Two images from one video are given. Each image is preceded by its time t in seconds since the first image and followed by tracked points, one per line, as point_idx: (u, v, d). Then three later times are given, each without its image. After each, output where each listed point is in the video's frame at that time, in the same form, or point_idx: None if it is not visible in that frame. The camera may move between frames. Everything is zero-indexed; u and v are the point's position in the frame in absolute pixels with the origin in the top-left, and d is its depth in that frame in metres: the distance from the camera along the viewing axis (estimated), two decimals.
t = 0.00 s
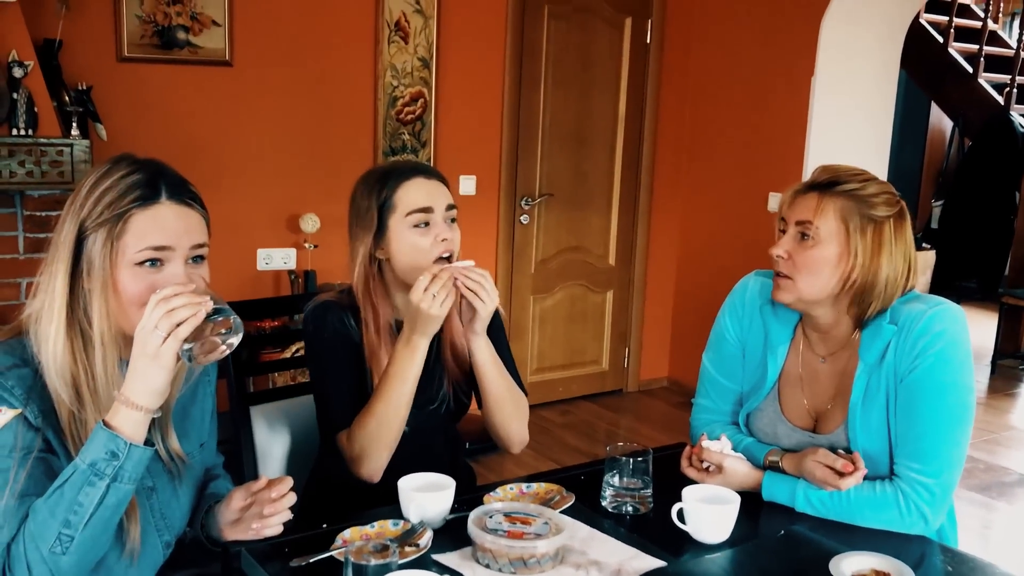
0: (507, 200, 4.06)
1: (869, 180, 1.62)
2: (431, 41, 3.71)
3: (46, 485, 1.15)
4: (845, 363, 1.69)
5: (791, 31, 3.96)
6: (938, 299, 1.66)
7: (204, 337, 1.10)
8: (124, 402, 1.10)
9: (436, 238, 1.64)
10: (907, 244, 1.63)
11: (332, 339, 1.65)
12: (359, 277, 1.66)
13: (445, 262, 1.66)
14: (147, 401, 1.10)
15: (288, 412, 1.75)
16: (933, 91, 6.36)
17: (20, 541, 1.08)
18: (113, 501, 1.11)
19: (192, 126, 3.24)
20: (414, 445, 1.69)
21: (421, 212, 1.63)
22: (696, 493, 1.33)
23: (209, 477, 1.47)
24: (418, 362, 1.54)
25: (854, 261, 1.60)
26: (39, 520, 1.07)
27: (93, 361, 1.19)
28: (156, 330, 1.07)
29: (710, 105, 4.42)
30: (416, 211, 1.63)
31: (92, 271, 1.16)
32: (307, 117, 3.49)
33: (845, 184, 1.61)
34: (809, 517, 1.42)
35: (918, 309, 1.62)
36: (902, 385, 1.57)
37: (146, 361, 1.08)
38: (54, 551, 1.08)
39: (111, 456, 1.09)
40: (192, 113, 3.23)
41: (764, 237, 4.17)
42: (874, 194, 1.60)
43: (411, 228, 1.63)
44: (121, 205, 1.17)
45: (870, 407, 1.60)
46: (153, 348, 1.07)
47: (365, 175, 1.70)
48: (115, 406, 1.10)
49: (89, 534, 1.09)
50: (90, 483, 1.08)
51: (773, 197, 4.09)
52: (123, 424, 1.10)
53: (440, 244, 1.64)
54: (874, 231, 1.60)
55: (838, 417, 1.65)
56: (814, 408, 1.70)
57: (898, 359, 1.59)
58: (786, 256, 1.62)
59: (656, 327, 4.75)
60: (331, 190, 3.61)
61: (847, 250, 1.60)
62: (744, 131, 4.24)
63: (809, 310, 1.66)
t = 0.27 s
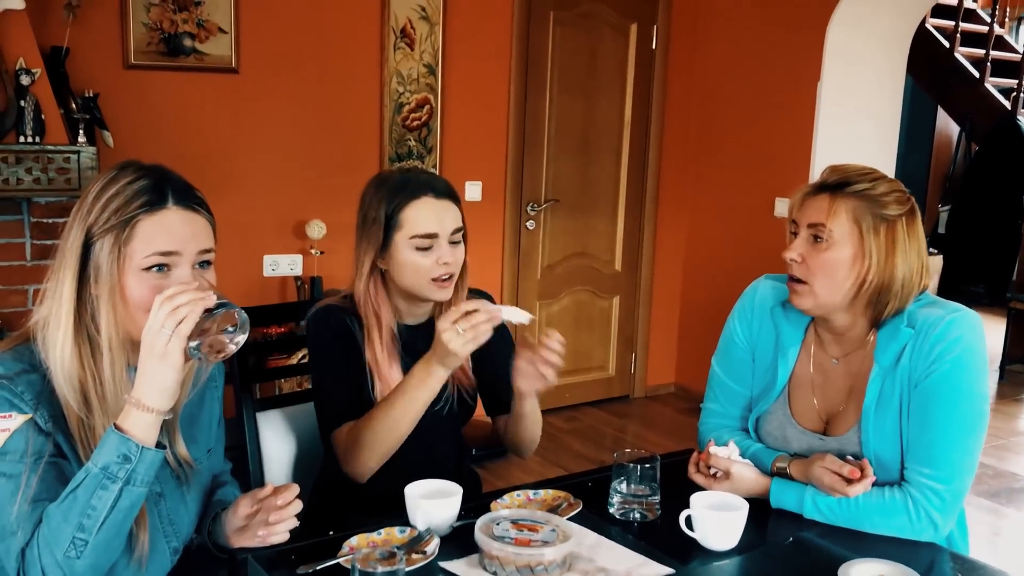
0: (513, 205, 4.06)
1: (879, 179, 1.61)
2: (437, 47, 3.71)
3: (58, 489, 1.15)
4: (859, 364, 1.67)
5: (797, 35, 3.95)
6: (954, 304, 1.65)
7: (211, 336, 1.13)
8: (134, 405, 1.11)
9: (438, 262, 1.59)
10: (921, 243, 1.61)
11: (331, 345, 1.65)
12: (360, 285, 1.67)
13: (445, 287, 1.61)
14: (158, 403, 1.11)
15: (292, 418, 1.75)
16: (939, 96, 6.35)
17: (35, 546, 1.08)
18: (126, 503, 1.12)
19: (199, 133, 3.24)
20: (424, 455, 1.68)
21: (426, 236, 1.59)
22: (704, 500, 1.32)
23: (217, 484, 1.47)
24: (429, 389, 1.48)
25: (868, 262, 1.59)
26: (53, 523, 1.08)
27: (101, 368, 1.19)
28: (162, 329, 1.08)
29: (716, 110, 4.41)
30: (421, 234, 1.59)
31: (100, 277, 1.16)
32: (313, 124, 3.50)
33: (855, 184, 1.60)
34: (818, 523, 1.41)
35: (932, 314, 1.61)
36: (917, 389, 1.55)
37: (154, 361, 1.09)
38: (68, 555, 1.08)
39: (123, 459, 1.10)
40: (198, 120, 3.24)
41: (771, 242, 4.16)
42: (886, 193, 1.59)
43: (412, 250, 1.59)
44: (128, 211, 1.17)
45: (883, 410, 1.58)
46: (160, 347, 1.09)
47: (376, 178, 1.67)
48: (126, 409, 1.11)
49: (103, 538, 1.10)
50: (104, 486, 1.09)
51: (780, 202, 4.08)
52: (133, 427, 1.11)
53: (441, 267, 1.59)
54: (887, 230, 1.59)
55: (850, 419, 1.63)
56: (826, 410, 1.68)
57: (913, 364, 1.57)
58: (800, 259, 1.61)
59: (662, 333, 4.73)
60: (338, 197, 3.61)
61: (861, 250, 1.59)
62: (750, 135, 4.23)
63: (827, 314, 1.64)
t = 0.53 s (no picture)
0: (516, 209, 4.05)
1: (891, 185, 1.59)
2: (440, 50, 3.71)
3: (63, 490, 1.14)
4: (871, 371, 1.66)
5: (801, 39, 3.94)
6: (968, 311, 1.63)
7: (216, 332, 1.12)
8: (140, 402, 1.12)
9: (440, 271, 1.59)
10: (935, 246, 1.60)
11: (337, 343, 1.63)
12: (360, 288, 1.66)
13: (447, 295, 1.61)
14: (164, 401, 1.12)
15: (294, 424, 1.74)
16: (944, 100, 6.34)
17: (42, 546, 1.08)
18: (134, 502, 1.12)
19: (202, 136, 3.25)
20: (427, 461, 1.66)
21: (429, 246, 1.59)
22: (707, 505, 1.31)
23: (219, 488, 1.46)
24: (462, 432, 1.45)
25: (884, 269, 1.58)
26: (61, 522, 1.08)
27: (103, 370, 1.19)
28: (166, 324, 1.08)
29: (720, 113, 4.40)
30: (425, 244, 1.59)
31: (102, 278, 1.15)
32: (316, 127, 3.50)
33: (867, 192, 1.59)
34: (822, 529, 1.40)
35: (946, 321, 1.59)
36: (927, 395, 1.54)
37: (158, 358, 1.09)
38: (77, 554, 1.08)
39: (130, 458, 1.10)
40: (201, 122, 3.24)
41: (775, 246, 4.15)
42: (898, 200, 1.57)
43: (415, 259, 1.59)
44: (130, 212, 1.16)
45: (893, 416, 1.57)
46: (163, 343, 1.09)
47: (380, 182, 1.67)
48: (132, 407, 1.12)
49: (111, 536, 1.10)
50: (111, 485, 1.10)
51: (784, 206, 4.07)
52: (139, 425, 1.12)
53: (443, 278, 1.60)
54: (902, 236, 1.58)
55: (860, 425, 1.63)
56: (835, 416, 1.68)
57: (925, 371, 1.56)
58: (815, 271, 1.60)
59: (666, 337, 4.72)
60: (341, 200, 3.61)
61: (877, 257, 1.58)
62: (754, 139, 4.22)
63: (842, 322, 1.63)
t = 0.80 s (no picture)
0: (516, 210, 4.05)
1: (889, 193, 1.58)
2: (440, 51, 3.71)
3: (64, 487, 1.14)
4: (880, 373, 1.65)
5: (801, 41, 3.94)
6: (976, 316, 1.63)
7: (214, 327, 1.12)
8: (141, 399, 1.12)
9: (460, 258, 1.65)
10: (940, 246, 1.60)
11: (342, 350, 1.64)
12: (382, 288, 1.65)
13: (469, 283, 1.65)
14: (165, 397, 1.12)
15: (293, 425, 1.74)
16: (944, 103, 6.34)
17: (44, 543, 1.08)
18: (135, 498, 1.12)
19: (201, 136, 3.25)
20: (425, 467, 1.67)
21: (447, 233, 1.65)
22: (705, 506, 1.31)
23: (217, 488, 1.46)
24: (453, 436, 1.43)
25: (895, 276, 1.57)
26: (62, 520, 1.08)
27: (102, 368, 1.18)
28: (166, 320, 1.09)
29: (720, 115, 4.40)
30: (442, 231, 1.64)
31: (101, 277, 1.15)
32: (316, 127, 3.50)
33: (868, 202, 1.57)
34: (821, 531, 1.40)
35: (952, 325, 1.59)
36: (932, 398, 1.54)
37: (159, 354, 1.10)
38: (78, 551, 1.08)
39: (131, 454, 1.10)
40: (201, 122, 3.24)
41: (774, 248, 4.15)
42: (901, 208, 1.56)
43: (436, 246, 1.64)
44: (129, 210, 1.17)
45: (898, 419, 1.57)
46: (164, 339, 1.09)
47: (384, 182, 1.70)
48: (132, 404, 1.12)
49: (112, 533, 1.10)
50: (112, 481, 1.10)
51: (783, 208, 4.07)
52: (140, 422, 1.12)
53: (463, 264, 1.65)
54: (909, 243, 1.57)
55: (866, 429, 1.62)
56: (841, 420, 1.67)
57: (930, 374, 1.56)
58: (826, 287, 1.58)
59: (665, 339, 4.72)
60: (340, 200, 3.61)
61: (886, 266, 1.57)
62: (754, 141, 4.22)
63: (857, 332, 1.62)
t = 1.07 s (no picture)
0: (512, 209, 4.05)
1: (892, 196, 1.57)
2: (436, 49, 3.71)
3: (58, 484, 1.13)
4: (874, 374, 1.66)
5: (797, 42, 3.95)
6: (971, 318, 1.64)
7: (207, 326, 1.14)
8: (136, 394, 1.11)
9: (473, 236, 1.66)
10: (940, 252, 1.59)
11: (335, 357, 1.65)
12: (393, 273, 1.65)
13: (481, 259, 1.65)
14: (159, 392, 1.11)
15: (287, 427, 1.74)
16: (940, 104, 6.36)
17: (38, 540, 1.07)
18: (129, 494, 1.11)
19: (196, 133, 3.24)
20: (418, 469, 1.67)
21: (459, 212, 1.67)
22: (698, 507, 1.32)
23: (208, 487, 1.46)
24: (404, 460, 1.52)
25: (892, 281, 1.56)
26: (56, 517, 1.07)
27: (95, 366, 1.18)
28: (159, 314, 1.08)
29: (716, 115, 4.41)
30: (454, 210, 1.67)
31: (94, 273, 1.15)
32: (312, 125, 3.49)
33: (869, 205, 1.57)
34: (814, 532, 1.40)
35: (947, 327, 1.60)
36: (927, 399, 1.55)
37: (153, 349, 1.09)
38: (72, 547, 1.07)
39: (126, 449, 1.10)
40: (196, 120, 3.23)
41: (769, 248, 4.16)
42: (903, 213, 1.55)
43: (451, 224, 1.65)
44: (123, 207, 1.16)
45: (893, 420, 1.58)
46: (158, 333, 1.09)
47: (393, 181, 1.72)
48: (127, 399, 1.11)
49: (107, 529, 1.09)
50: (106, 477, 1.09)
51: (779, 209, 4.08)
52: (135, 417, 1.11)
53: (477, 242, 1.66)
54: (907, 248, 1.56)
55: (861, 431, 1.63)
56: (836, 422, 1.67)
57: (924, 376, 1.57)
58: (822, 287, 1.58)
59: (660, 339, 4.73)
60: (335, 198, 3.60)
61: (883, 270, 1.57)
62: (750, 142, 4.23)
63: (852, 336, 1.62)
